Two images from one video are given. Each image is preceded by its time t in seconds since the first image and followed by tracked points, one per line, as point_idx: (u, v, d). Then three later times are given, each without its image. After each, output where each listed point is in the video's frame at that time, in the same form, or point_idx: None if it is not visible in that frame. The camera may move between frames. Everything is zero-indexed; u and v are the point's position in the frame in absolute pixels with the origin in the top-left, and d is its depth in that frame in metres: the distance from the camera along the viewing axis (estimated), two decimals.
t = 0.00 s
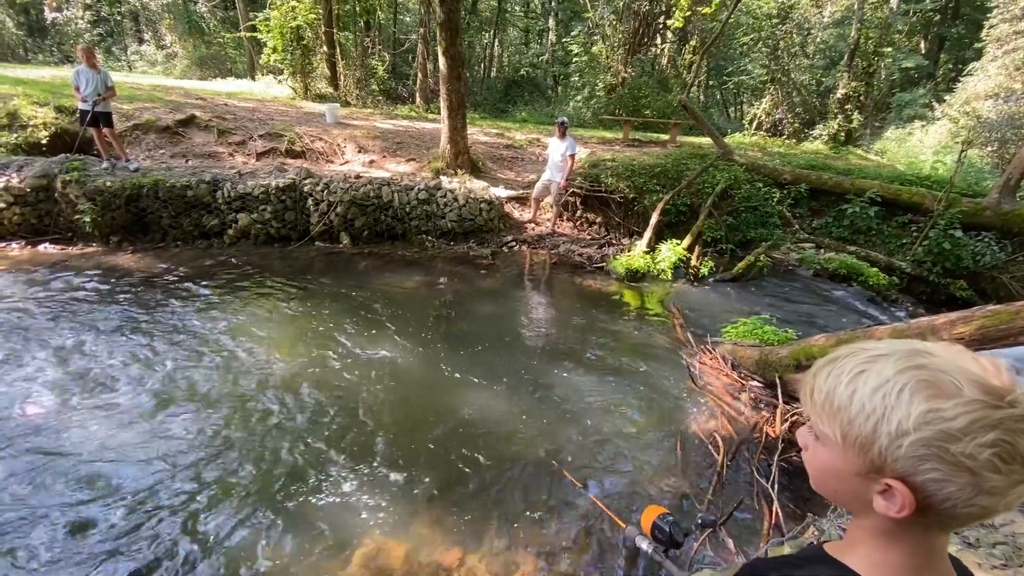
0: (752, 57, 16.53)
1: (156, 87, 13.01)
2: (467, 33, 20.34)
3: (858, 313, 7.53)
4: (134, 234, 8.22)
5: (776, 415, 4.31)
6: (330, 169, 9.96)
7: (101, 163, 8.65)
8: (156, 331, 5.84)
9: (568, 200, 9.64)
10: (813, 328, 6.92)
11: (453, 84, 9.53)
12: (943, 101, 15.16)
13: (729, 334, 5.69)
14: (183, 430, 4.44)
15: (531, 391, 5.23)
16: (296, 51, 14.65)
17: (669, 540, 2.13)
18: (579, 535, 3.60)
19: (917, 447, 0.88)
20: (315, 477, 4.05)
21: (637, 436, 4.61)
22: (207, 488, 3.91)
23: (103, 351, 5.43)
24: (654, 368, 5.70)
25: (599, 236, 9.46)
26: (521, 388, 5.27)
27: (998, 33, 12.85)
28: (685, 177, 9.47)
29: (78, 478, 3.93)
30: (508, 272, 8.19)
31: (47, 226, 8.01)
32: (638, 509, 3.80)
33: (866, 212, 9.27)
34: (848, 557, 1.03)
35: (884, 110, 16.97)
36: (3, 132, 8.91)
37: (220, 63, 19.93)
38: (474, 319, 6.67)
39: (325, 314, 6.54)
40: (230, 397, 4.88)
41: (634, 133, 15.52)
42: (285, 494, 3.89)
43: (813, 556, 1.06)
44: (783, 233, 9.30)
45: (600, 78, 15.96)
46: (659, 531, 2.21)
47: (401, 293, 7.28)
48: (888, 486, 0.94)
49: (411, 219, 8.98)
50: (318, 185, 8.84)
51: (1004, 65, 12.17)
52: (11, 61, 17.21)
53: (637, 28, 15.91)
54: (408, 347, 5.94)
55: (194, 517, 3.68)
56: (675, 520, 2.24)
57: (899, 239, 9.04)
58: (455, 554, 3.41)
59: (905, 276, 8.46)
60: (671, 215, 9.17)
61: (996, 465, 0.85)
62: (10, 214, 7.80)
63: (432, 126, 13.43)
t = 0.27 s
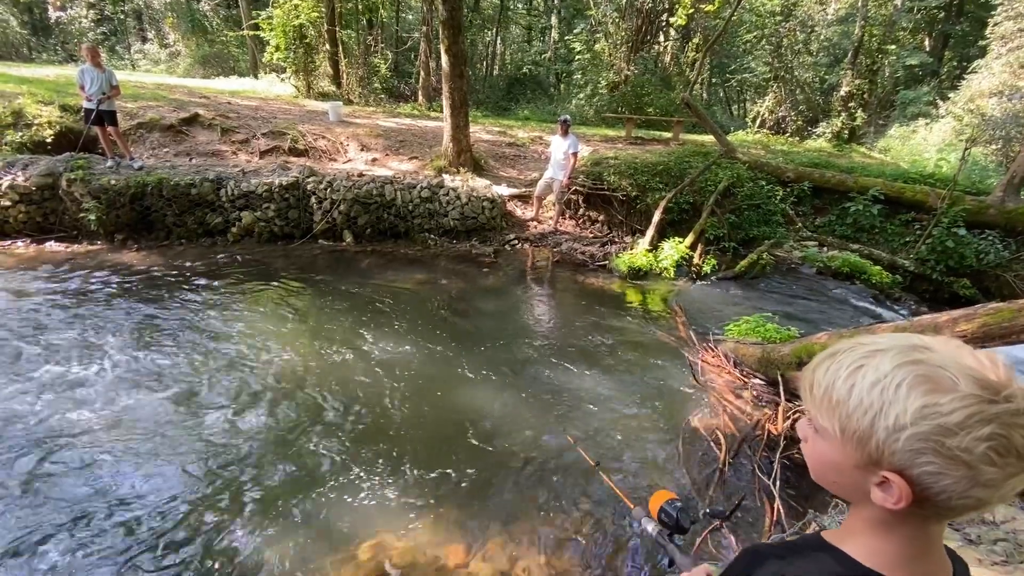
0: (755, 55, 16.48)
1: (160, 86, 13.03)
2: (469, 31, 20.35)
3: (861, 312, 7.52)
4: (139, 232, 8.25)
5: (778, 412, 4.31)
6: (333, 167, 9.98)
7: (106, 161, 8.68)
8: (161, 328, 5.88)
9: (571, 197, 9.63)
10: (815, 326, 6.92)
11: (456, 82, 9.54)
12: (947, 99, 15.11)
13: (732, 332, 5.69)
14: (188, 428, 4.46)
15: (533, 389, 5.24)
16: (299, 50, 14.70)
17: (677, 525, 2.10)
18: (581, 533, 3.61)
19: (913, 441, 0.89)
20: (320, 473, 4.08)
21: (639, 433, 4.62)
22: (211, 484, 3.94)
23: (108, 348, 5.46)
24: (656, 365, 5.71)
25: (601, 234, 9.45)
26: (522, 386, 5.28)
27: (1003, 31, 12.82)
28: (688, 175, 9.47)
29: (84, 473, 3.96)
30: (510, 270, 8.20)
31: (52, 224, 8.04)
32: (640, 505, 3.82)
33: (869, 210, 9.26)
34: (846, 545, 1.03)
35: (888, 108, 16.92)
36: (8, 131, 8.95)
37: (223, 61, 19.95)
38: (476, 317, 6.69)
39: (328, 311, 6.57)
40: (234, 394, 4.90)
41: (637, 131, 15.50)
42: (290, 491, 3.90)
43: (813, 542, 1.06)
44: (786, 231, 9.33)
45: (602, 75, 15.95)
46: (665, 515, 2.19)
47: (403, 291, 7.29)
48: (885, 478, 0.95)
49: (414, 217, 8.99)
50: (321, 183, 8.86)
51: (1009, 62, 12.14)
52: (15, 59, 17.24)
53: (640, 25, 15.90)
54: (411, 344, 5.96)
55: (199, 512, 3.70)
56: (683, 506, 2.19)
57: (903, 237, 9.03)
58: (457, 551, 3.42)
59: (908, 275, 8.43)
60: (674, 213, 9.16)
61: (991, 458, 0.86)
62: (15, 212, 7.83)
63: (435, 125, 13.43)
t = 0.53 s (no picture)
0: (758, 55, 16.46)
1: (164, 85, 13.08)
2: (472, 31, 20.37)
3: (864, 312, 7.52)
4: (143, 231, 8.29)
5: (779, 412, 4.34)
6: (336, 167, 10.01)
7: (110, 161, 8.73)
8: (165, 327, 5.91)
9: (573, 197, 9.64)
10: (818, 326, 6.92)
11: (459, 82, 9.55)
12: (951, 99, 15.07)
13: (735, 331, 5.70)
14: (192, 425, 4.49)
15: (535, 388, 5.25)
16: (302, 50, 14.75)
17: (674, 526, 2.09)
18: (582, 531, 3.62)
19: (905, 425, 0.90)
20: (322, 470, 4.10)
21: (641, 432, 4.63)
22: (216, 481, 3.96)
23: (113, 346, 5.49)
24: (658, 365, 5.72)
25: (603, 234, 9.45)
26: (524, 385, 5.29)
27: (1007, 31, 12.79)
28: (691, 175, 9.48)
29: (90, 471, 3.99)
30: (512, 270, 8.21)
31: (57, 223, 8.09)
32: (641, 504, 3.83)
33: (872, 210, 9.26)
34: (841, 534, 1.03)
35: (892, 108, 16.89)
36: (14, 131, 9.00)
37: (227, 61, 20.03)
38: (478, 316, 6.71)
39: (332, 310, 6.62)
40: (237, 392, 4.93)
41: (639, 131, 15.50)
42: (293, 488, 3.93)
43: (810, 534, 1.06)
44: (788, 231, 9.34)
45: (605, 75, 15.95)
46: (663, 517, 2.18)
47: (406, 290, 7.32)
48: (878, 464, 0.96)
49: (416, 217, 9.01)
50: (325, 182, 8.89)
51: (1013, 62, 12.11)
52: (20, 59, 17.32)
53: (643, 25, 15.90)
54: (414, 343, 5.98)
55: (203, 509, 3.73)
56: (681, 509, 2.19)
57: (906, 237, 9.03)
58: (459, 548, 3.44)
59: (911, 275, 8.42)
60: (677, 213, 9.15)
61: (982, 444, 0.87)
62: (21, 212, 7.88)
63: (438, 125, 13.44)
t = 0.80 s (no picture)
0: (761, 55, 16.44)
1: (168, 86, 13.13)
2: (475, 31, 20.38)
3: (866, 312, 7.52)
4: (147, 231, 8.32)
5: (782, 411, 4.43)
6: (339, 167, 10.04)
7: (114, 161, 8.76)
8: (169, 326, 5.93)
9: (575, 198, 9.66)
10: (820, 326, 6.92)
11: (462, 82, 9.58)
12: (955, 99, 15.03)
13: (737, 332, 5.72)
14: (196, 424, 4.51)
15: (536, 388, 5.26)
16: (305, 50, 14.80)
17: (675, 517, 2.11)
18: (584, 530, 3.62)
19: (904, 419, 0.91)
20: (323, 469, 4.11)
21: (643, 432, 4.64)
22: (219, 479, 3.98)
23: (117, 345, 5.51)
24: (659, 365, 5.73)
25: (606, 234, 9.45)
26: (526, 385, 5.30)
27: (1011, 31, 12.77)
28: (693, 175, 9.48)
29: (93, 469, 4.00)
30: (515, 270, 8.23)
31: (61, 223, 8.12)
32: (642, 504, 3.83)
33: (875, 211, 9.27)
34: (841, 528, 1.04)
35: (895, 109, 16.87)
36: (19, 131, 9.04)
37: (230, 61, 20.08)
38: (481, 316, 6.72)
39: (335, 309, 6.63)
40: (240, 391, 4.95)
41: (642, 131, 15.51)
42: (296, 487, 3.94)
43: (810, 527, 1.06)
44: (791, 231, 9.32)
45: (608, 76, 15.96)
46: (663, 508, 2.19)
47: (408, 290, 7.33)
48: (877, 457, 0.96)
49: (419, 217, 9.03)
50: (328, 183, 8.91)
51: (1017, 63, 12.10)
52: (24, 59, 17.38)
53: (646, 25, 15.90)
54: (416, 343, 5.99)
55: (206, 507, 3.74)
56: (681, 499, 2.21)
57: (909, 238, 9.02)
58: (460, 546, 3.44)
59: (914, 276, 8.42)
60: (679, 213, 9.15)
61: (978, 436, 0.88)
62: (26, 211, 7.91)
63: (440, 125, 13.46)
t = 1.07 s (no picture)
0: (763, 57, 16.43)
1: (171, 86, 13.17)
2: (477, 33, 20.40)
3: (868, 314, 7.51)
4: (150, 230, 8.35)
5: (784, 412, 4.40)
6: (342, 168, 10.06)
7: (118, 160, 8.79)
8: (172, 325, 5.95)
9: (577, 199, 9.66)
10: (821, 328, 6.91)
11: (464, 83, 9.58)
12: (957, 101, 15.01)
13: (738, 333, 5.72)
14: (198, 423, 4.52)
15: (538, 388, 5.26)
16: (307, 51, 14.82)
17: (681, 514, 2.12)
18: (586, 530, 3.63)
19: (912, 416, 0.92)
20: (327, 469, 4.12)
21: (645, 432, 4.64)
22: (223, 479, 3.98)
23: (121, 345, 5.53)
24: (661, 366, 5.73)
25: (608, 235, 9.46)
26: (528, 385, 5.31)
27: (1014, 33, 12.75)
28: (695, 177, 9.48)
29: (97, 469, 4.01)
30: (517, 271, 8.24)
31: (65, 222, 8.14)
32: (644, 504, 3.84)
33: (877, 213, 9.27)
34: (848, 523, 1.05)
35: (898, 111, 16.85)
36: (23, 130, 9.07)
37: (233, 62, 20.12)
38: (483, 317, 6.73)
39: (337, 309, 6.64)
40: (243, 390, 4.96)
41: (644, 132, 15.50)
42: (298, 487, 3.95)
43: (816, 522, 1.07)
44: (793, 233, 9.32)
45: (610, 77, 15.94)
46: (669, 505, 2.20)
47: (410, 290, 7.34)
48: (885, 454, 0.97)
49: (421, 218, 9.05)
50: (330, 183, 8.92)
51: (1020, 65, 12.07)
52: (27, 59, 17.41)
53: (648, 27, 15.92)
54: (418, 343, 6.00)
55: (210, 507, 3.75)
56: (687, 497, 2.21)
57: (911, 240, 9.00)
58: (463, 546, 3.45)
59: (916, 278, 8.42)
60: (681, 215, 9.15)
61: (984, 433, 0.89)
62: (29, 211, 7.93)
63: (442, 126, 13.48)
